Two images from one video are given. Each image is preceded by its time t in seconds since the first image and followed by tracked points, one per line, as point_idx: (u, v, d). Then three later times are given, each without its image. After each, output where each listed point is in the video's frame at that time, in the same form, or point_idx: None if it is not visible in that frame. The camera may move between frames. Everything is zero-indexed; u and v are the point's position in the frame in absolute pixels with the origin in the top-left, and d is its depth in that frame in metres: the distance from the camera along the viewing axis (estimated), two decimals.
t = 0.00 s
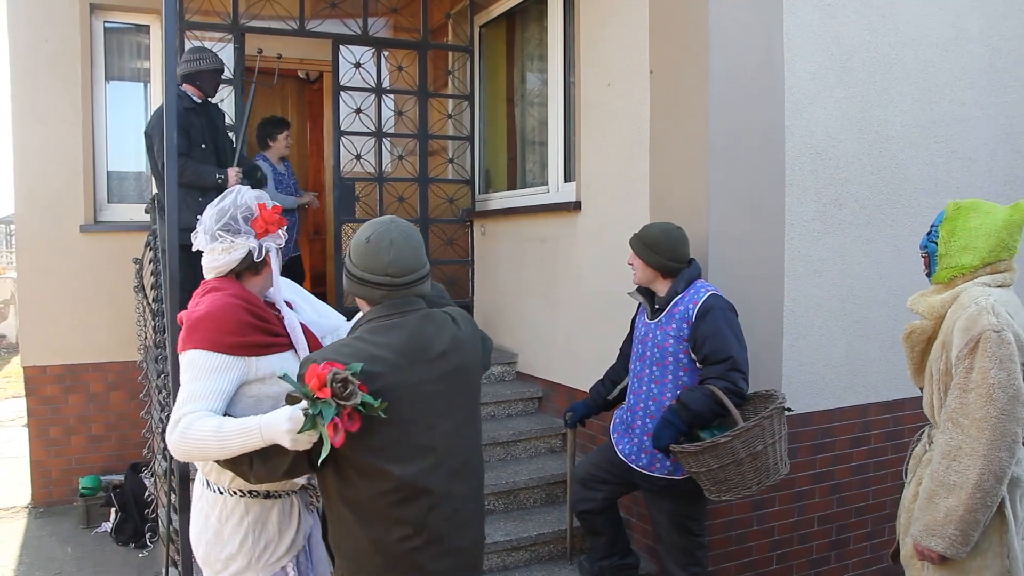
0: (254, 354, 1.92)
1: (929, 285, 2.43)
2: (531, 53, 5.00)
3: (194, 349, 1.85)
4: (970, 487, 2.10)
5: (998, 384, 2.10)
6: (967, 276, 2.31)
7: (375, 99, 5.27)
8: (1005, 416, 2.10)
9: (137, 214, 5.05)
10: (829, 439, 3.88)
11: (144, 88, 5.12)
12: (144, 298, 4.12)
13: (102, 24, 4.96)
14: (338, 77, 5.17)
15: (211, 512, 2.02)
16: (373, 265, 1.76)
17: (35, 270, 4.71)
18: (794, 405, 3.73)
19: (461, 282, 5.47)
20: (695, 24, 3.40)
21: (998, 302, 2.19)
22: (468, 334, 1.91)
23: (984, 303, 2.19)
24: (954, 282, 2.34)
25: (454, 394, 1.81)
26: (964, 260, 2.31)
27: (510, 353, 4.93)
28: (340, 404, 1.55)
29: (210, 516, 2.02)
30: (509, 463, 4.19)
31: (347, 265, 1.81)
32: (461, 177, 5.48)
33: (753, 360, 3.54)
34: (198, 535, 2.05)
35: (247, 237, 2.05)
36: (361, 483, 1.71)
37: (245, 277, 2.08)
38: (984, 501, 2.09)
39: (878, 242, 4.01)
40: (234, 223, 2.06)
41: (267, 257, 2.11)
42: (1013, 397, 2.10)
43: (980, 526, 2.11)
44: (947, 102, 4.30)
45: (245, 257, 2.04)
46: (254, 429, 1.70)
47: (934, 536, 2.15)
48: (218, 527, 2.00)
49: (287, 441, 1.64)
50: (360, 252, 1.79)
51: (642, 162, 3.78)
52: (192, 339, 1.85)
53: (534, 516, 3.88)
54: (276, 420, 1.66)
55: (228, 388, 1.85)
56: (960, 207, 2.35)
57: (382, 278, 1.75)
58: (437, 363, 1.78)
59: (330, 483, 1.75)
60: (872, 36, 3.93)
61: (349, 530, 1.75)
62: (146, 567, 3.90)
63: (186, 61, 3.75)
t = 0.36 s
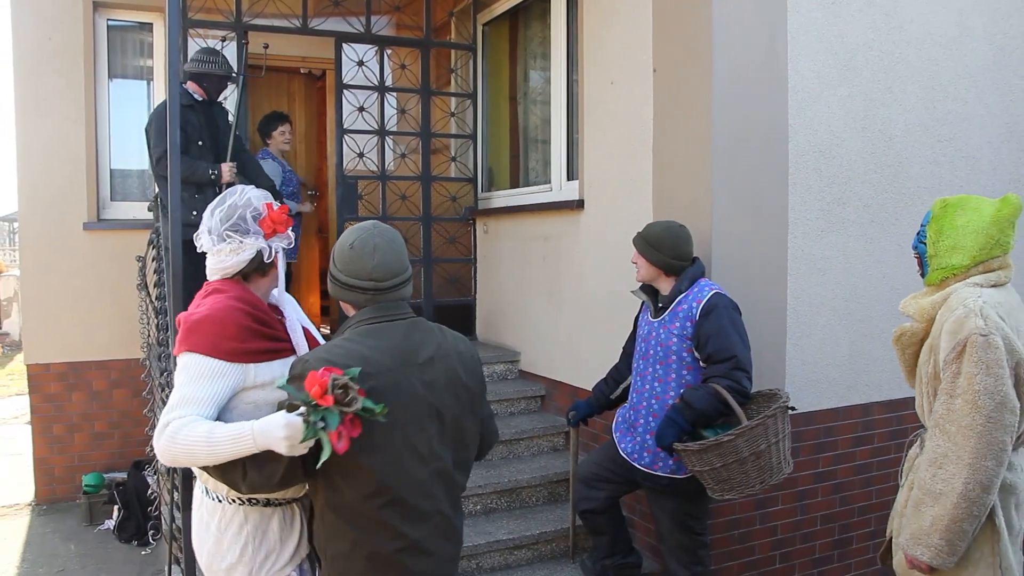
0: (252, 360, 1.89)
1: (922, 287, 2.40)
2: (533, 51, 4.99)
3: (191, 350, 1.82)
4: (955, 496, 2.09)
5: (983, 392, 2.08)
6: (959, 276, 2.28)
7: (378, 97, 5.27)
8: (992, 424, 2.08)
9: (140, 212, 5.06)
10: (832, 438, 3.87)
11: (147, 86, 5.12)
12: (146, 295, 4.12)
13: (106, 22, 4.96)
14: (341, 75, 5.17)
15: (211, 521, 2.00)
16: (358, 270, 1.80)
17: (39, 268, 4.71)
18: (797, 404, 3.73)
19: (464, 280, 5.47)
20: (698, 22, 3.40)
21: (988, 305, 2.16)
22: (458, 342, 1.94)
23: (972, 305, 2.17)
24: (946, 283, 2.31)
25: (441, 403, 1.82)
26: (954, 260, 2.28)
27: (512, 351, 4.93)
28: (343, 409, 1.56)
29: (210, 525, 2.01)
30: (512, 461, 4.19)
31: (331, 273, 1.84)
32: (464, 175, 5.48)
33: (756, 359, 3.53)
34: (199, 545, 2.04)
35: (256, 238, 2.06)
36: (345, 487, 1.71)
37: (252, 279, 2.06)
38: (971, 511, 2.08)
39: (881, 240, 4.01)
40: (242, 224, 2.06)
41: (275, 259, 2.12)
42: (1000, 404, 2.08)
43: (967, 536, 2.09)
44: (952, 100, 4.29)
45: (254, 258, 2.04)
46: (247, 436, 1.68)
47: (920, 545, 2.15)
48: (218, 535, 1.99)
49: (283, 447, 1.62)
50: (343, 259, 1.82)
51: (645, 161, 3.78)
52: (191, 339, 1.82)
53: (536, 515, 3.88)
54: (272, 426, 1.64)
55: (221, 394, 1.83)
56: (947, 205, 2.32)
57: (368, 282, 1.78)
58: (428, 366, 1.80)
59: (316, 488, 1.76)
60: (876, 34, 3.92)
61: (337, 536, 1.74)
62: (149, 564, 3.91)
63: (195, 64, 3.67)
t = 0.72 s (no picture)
0: (257, 355, 1.90)
1: (914, 290, 2.26)
2: (537, 50, 4.99)
3: (198, 344, 1.80)
4: (940, 504, 1.97)
5: (967, 398, 1.95)
6: (951, 278, 2.15)
7: (381, 96, 5.26)
8: (977, 431, 1.95)
9: (143, 209, 5.06)
10: (835, 438, 3.86)
11: (151, 84, 5.12)
12: (150, 293, 4.13)
13: (109, 20, 4.97)
14: (344, 74, 5.17)
15: (204, 517, 1.97)
16: (362, 266, 1.78)
17: (42, 266, 4.72)
18: (800, 404, 3.72)
19: (467, 279, 5.47)
20: (703, 20, 3.39)
21: (977, 308, 2.03)
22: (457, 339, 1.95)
23: (960, 309, 2.04)
24: (938, 285, 2.18)
25: (439, 401, 1.83)
26: (945, 261, 2.14)
27: (515, 351, 4.92)
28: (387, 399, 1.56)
29: (202, 522, 1.98)
30: (514, 460, 4.19)
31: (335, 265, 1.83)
32: (467, 174, 5.48)
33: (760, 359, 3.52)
34: (188, 542, 2.00)
35: (252, 233, 2.08)
36: (341, 478, 1.71)
37: (246, 274, 2.07)
38: (958, 520, 1.95)
39: (885, 240, 4.00)
40: (238, 221, 2.08)
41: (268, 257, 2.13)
42: (986, 411, 1.95)
43: (955, 545, 1.97)
44: (956, 99, 4.28)
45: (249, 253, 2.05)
46: (281, 427, 1.67)
47: (907, 554, 2.04)
48: (212, 532, 1.96)
49: (318, 440, 1.61)
50: (347, 253, 1.80)
51: (649, 160, 3.77)
52: (199, 334, 1.81)
53: (539, 514, 3.87)
54: (308, 416, 1.62)
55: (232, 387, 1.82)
56: (937, 205, 2.18)
57: (373, 279, 1.77)
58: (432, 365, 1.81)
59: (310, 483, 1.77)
60: (880, 33, 3.91)
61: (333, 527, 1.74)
62: (151, 562, 3.91)
63: (194, 58, 3.78)
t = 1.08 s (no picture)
0: (233, 356, 1.89)
1: (916, 290, 2.21)
2: (539, 50, 4.99)
3: (171, 342, 1.82)
4: (931, 505, 1.92)
5: (960, 401, 1.90)
6: (952, 278, 2.10)
7: (383, 95, 5.26)
8: (969, 433, 1.89)
9: (145, 209, 5.07)
10: (838, 437, 3.86)
11: (153, 84, 5.13)
12: (151, 293, 4.12)
13: (111, 20, 4.98)
14: (346, 73, 5.17)
15: (196, 514, 1.95)
16: (316, 267, 1.78)
17: (45, 266, 4.72)
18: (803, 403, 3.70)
19: (469, 279, 5.46)
20: (705, 17, 3.38)
21: (975, 309, 1.98)
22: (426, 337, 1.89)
23: (956, 310, 1.99)
24: (939, 286, 2.13)
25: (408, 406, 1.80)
26: (945, 261, 2.09)
27: (517, 350, 4.92)
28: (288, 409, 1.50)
29: (193, 519, 1.95)
30: (517, 460, 4.18)
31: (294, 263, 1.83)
32: (469, 173, 5.48)
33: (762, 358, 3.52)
34: (176, 539, 1.97)
35: (224, 230, 2.05)
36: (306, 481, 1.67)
37: (222, 271, 2.05)
38: (948, 522, 1.90)
39: (888, 239, 3.99)
40: (211, 215, 2.06)
41: (243, 252, 2.09)
42: (979, 414, 1.89)
43: (947, 546, 1.92)
44: (959, 98, 4.27)
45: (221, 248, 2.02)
46: (207, 432, 1.67)
47: (899, 554, 1.99)
48: (204, 530, 1.94)
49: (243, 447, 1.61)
50: (304, 253, 1.80)
51: (651, 159, 3.77)
52: (172, 333, 1.82)
53: (541, 514, 3.87)
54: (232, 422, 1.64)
55: (199, 388, 1.82)
56: (937, 203, 2.14)
57: (324, 279, 1.76)
58: (390, 364, 1.76)
59: (265, 486, 1.73)
60: (883, 31, 3.91)
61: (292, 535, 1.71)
62: (153, 562, 3.91)
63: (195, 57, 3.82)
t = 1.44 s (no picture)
0: (216, 360, 1.89)
1: (923, 288, 2.21)
2: (542, 49, 4.98)
3: (156, 342, 1.83)
4: (936, 505, 1.91)
5: (964, 399, 1.90)
6: (959, 276, 2.09)
7: (386, 95, 5.26)
8: (973, 432, 1.89)
9: (148, 209, 5.07)
10: (841, 436, 3.85)
11: (156, 84, 5.14)
12: (155, 293, 4.13)
13: (114, 20, 4.98)
14: (349, 73, 5.17)
15: (168, 529, 1.96)
16: (310, 271, 1.79)
17: (48, 266, 4.73)
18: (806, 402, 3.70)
19: (471, 279, 5.46)
20: (709, 16, 3.38)
21: (980, 307, 1.97)
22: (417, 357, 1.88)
23: (962, 308, 1.98)
24: (946, 284, 2.12)
25: (397, 414, 1.77)
26: (951, 258, 2.09)
27: (520, 350, 4.92)
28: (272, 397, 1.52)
29: (167, 534, 1.96)
30: (520, 459, 4.18)
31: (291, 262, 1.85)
32: (472, 173, 5.48)
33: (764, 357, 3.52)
34: (155, 551, 1.99)
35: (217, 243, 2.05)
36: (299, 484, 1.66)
37: (217, 283, 2.08)
38: (953, 521, 1.90)
39: (892, 238, 3.99)
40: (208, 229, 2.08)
41: (234, 266, 2.08)
42: (983, 413, 1.89)
43: (951, 545, 1.92)
44: (963, 96, 4.26)
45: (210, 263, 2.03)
46: (194, 426, 1.67)
47: (903, 553, 1.98)
48: (178, 543, 1.95)
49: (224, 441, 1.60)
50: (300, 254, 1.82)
51: (654, 159, 3.77)
52: (159, 333, 1.83)
53: (544, 513, 3.86)
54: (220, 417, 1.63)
55: (181, 389, 1.82)
56: (944, 201, 2.14)
57: (315, 285, 1.78)
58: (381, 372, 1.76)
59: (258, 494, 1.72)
60: (887, 29, 3.90)
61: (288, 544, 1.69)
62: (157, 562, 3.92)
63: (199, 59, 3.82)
